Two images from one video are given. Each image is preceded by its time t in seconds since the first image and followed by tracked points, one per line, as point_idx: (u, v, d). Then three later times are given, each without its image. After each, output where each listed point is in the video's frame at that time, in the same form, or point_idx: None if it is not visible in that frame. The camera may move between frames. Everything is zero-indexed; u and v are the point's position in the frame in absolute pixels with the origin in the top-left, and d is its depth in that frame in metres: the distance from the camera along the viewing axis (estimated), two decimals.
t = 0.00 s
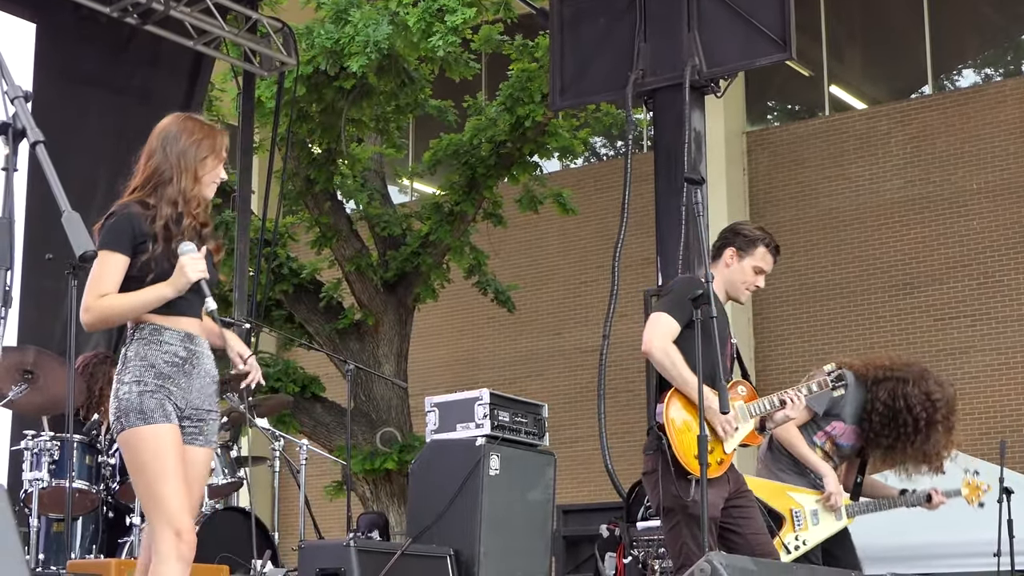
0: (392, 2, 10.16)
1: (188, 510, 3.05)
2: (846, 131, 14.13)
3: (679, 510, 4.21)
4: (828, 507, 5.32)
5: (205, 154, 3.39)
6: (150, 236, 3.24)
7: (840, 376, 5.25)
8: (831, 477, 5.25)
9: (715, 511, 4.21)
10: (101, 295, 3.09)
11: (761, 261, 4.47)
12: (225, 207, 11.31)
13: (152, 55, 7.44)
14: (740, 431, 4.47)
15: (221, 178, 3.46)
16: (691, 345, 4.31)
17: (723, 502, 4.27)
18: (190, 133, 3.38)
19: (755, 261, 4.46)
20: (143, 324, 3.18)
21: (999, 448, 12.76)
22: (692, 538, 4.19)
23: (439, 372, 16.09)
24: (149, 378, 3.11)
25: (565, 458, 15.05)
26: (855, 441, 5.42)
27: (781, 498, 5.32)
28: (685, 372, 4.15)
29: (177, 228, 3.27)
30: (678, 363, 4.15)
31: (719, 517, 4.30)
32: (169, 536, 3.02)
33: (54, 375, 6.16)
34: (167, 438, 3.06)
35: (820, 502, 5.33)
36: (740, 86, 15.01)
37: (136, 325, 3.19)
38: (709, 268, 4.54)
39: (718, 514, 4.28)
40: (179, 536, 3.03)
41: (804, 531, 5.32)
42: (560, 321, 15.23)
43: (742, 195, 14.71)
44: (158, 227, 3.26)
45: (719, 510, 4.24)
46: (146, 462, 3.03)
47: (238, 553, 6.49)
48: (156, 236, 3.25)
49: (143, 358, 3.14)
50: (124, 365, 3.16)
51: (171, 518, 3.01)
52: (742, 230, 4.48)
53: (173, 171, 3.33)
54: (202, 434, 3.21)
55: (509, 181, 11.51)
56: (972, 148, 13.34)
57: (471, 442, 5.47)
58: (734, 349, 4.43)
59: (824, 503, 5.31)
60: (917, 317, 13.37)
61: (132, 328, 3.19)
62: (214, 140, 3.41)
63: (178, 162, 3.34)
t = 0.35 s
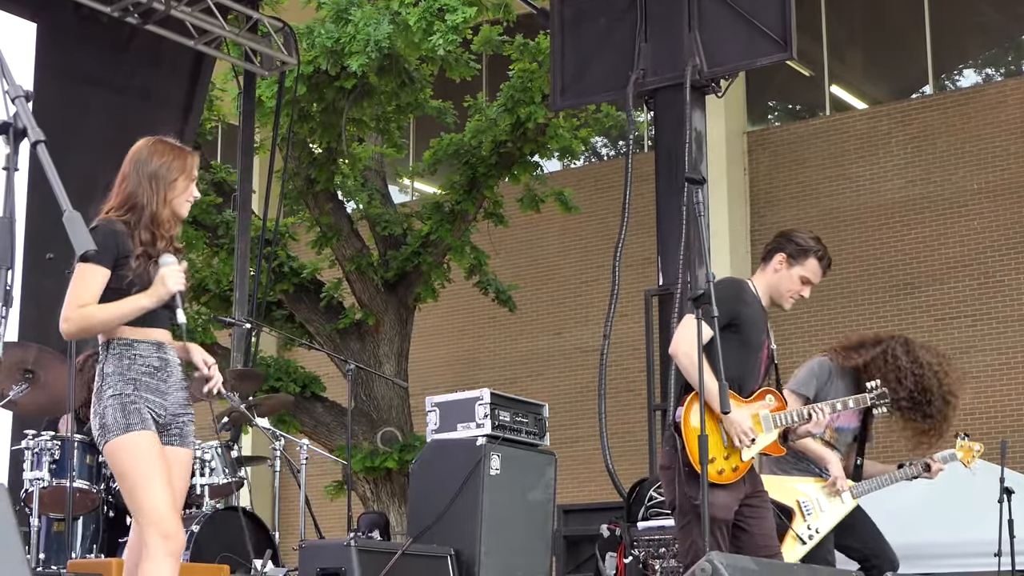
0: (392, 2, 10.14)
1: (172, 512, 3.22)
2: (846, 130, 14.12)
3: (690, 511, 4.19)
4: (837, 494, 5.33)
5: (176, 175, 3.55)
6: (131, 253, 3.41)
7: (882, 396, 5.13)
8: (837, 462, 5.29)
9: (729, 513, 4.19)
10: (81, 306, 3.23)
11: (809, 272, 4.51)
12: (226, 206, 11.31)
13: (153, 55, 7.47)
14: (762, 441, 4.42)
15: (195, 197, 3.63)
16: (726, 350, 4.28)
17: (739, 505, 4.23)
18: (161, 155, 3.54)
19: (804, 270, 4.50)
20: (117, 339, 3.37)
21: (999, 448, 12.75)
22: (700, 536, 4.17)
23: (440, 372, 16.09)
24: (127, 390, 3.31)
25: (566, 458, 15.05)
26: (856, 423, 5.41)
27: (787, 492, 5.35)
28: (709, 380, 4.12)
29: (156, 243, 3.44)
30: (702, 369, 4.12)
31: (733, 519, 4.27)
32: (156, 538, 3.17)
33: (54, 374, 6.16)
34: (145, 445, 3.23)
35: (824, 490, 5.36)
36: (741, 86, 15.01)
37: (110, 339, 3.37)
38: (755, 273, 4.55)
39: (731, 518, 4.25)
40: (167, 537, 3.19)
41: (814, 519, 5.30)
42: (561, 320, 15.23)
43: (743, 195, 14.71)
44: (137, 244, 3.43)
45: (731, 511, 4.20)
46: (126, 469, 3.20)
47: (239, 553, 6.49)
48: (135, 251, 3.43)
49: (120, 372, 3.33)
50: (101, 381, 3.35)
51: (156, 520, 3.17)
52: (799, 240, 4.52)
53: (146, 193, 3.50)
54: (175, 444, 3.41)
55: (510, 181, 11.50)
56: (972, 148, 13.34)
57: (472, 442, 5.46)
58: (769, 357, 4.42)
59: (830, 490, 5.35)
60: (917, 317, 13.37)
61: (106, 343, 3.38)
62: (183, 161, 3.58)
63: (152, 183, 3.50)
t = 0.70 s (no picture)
0: (393, 1, 10.13)
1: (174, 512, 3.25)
2: (847, 129, 14.12)
3: (681, 512, 4.21)
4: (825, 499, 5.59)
5: (154, 185, 3.59)
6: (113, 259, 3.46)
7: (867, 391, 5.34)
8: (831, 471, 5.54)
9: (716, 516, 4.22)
10: (66, 306, 3.27)
11: (792, 270, 4.49)
12: (226, 204, 11.31)
13: (154, 53, 7.47)
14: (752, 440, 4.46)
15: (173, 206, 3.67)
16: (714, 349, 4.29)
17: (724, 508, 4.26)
18: (138, 166, 3.58)
19: (788, 268, 4.48)
20: (108, 339, 3.40)
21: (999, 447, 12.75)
22: (691, 538, 4.19)
23: (441, 370, 16.09)
24: (124, 390, 3.34)
25: (566, 456, 15.05)
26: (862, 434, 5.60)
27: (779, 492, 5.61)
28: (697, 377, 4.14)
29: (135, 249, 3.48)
30: (690, 365, 4.14)
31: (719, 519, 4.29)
32: (160, 538, 3.20)
33: (52, 375, 6.14)
34: (145, 446, 3.27)
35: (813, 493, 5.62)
36: (741, 85, 15.01)
37: (101, 339, 3.40)
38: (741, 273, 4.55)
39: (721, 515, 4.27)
40: (169, 536, 3.22)
41: (797, 519, 5.59)
42: (561, 319, 15.23)
43: (743, 193, 14.72)
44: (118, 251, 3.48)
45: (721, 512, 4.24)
46: (127, 469, 3.24)
47: (240, 552, 6.49)
48: (117, 258, 3.48)
49: (113, 371, 3.37)
50: (94, 381, 3.38)
51: (159, 519, 3.21)
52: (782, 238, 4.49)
53: (125, 203, 3.54)
54: (172, 443, 3.45)
55: (510, 180, 11.50)
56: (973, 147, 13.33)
57: (472, 441, 5.46)
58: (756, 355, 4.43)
59: (820, 494, 5.60)
60: (917, 316, 13.37)
61: (97, 343, 3.41)
62: (160, 170, 3.62)
63: (130, 193, 3.55)
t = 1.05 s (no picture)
0: None
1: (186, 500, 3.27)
2: (851, 124, 14.10)
3: (667, 509, 4.21)
4: (891, 461, 4.59)
5: (143, 181, 3.59)
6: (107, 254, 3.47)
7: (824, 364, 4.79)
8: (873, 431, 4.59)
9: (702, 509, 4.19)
10: (60, 303, 3.29)
11: (736, 255, 4.45)
12: (229, 199, 11.32)
13: (157, 48, 7.47)
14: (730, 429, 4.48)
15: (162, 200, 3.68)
16: (676, 344, 4.30)
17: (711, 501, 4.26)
18: (126, 163, 3.59)
19: (731, 257, 4.44)
20: (105, 335, 3.41)
21: (1003, 442, 12.73)
22: (682, 536, 4.20)
23: (444, 365, 16.09)
24: (125, 383, 3.35)
25: (569, 452, 15.04)
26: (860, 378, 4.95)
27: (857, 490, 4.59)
28: (672, 374, 4.15)
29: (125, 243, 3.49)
30: (661, 366, 4.14)
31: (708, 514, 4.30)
32: (176, 519, 3.22)
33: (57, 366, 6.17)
34: (151, 432, 3.28)
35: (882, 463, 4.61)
36: (745, 80, 14.98)
37: (97, 335, 3.42)
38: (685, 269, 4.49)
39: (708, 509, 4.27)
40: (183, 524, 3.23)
41: (890, 499, 4.59)
42: (564, 314, 15.23)
43: (747, 189, 14.70)
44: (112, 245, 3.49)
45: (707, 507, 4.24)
46: (136, 458, 3.24)
47: (244, 546, 6.48)
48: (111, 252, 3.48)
49: (110, 365, 3.37)
50: (93, 375, 3.39)
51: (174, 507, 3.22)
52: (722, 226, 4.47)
53: (115, 199, 3.54)
54: (172, 436, 3.45)
55: (513, 176, 11.51)
56: (976, 141, 13.32)
57: (476, 435, 5.46)
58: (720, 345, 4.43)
59: (886, 460, 4.60)
60: (922, 311, 13.36)
61: (94, 339, 3.42)
62: (149, 165, 3.63)
63: (119, 188, 3.55)
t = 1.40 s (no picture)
0: None
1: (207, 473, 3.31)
2: (852, 120, 14.09)
3: (657, 504, 4.20)
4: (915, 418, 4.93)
5: (142, 171, 3.59)
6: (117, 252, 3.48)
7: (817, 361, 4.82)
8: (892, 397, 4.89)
9: (693, 502, 4.19)
10: (51, 305, 3.27)
11: (731, 251, 4.44)
12: (230, 195, 11.31)
13: (157, 44, 7.46)
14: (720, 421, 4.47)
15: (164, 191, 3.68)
16: (667, 339, 4.30)
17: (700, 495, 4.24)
18: (124, 153, 3.59)
19: (723, 251, 4.43)
20: (109, 327, 3.40)
21: (1003, 438, 12.74)
22: (671, 530, 4.21)
23: (444, 361, 16.08)
24: (131, 372, 3.34)
25: (570, 448, 15.05)
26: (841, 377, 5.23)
27: (901, 458, 4.88)
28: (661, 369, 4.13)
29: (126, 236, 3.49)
30: (650, 361, 4.12)
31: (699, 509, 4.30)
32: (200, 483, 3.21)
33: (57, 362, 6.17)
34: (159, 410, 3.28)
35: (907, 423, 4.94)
36: (745, 76, 14.97)
37: (101, 328, 3.40)
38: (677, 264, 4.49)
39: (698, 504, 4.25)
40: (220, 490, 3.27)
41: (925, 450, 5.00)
42: (564, 310, 15.23)
43: (747, 184, 14.69)
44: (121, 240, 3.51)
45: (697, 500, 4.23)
46: (154, 433, 3.24)
47: (244, 542, 6.48)
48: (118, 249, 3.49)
49: (114, 356, 3.36)
50: (95, 367, 3.37)
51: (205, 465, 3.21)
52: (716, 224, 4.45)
53: (114, 190, 3.55)
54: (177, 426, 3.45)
55: (513, 171, 11.50)
56: (977, 137, 13.32)
57: (476, 431, 5.45)
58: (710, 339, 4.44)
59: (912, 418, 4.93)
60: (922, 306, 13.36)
61: (97, 332, 3.40)
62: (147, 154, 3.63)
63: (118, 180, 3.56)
